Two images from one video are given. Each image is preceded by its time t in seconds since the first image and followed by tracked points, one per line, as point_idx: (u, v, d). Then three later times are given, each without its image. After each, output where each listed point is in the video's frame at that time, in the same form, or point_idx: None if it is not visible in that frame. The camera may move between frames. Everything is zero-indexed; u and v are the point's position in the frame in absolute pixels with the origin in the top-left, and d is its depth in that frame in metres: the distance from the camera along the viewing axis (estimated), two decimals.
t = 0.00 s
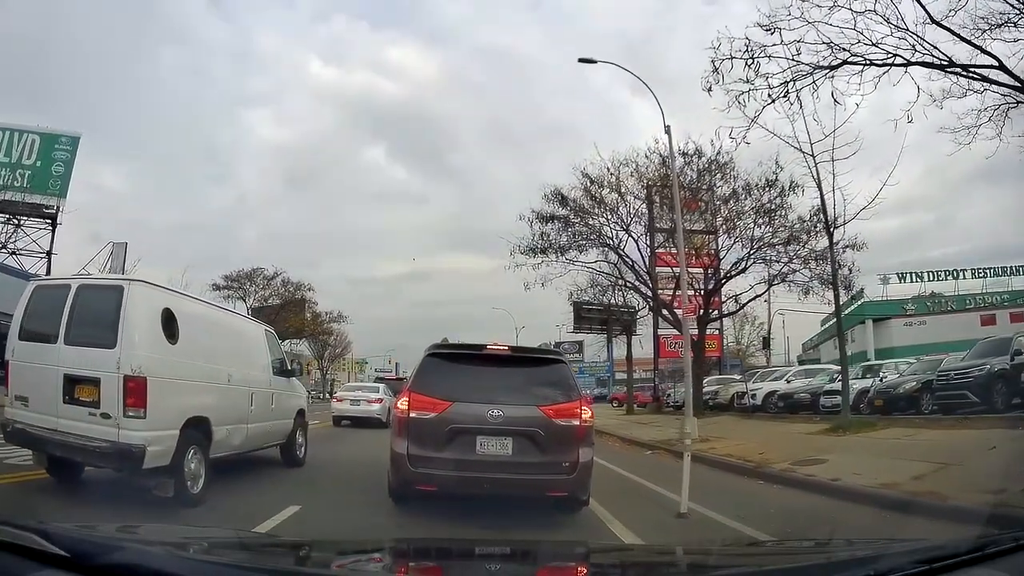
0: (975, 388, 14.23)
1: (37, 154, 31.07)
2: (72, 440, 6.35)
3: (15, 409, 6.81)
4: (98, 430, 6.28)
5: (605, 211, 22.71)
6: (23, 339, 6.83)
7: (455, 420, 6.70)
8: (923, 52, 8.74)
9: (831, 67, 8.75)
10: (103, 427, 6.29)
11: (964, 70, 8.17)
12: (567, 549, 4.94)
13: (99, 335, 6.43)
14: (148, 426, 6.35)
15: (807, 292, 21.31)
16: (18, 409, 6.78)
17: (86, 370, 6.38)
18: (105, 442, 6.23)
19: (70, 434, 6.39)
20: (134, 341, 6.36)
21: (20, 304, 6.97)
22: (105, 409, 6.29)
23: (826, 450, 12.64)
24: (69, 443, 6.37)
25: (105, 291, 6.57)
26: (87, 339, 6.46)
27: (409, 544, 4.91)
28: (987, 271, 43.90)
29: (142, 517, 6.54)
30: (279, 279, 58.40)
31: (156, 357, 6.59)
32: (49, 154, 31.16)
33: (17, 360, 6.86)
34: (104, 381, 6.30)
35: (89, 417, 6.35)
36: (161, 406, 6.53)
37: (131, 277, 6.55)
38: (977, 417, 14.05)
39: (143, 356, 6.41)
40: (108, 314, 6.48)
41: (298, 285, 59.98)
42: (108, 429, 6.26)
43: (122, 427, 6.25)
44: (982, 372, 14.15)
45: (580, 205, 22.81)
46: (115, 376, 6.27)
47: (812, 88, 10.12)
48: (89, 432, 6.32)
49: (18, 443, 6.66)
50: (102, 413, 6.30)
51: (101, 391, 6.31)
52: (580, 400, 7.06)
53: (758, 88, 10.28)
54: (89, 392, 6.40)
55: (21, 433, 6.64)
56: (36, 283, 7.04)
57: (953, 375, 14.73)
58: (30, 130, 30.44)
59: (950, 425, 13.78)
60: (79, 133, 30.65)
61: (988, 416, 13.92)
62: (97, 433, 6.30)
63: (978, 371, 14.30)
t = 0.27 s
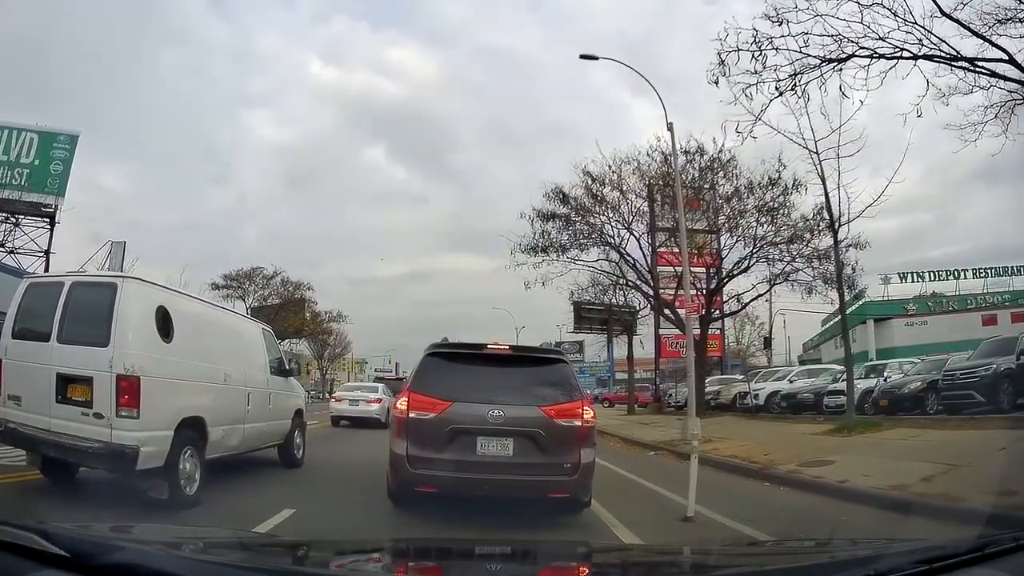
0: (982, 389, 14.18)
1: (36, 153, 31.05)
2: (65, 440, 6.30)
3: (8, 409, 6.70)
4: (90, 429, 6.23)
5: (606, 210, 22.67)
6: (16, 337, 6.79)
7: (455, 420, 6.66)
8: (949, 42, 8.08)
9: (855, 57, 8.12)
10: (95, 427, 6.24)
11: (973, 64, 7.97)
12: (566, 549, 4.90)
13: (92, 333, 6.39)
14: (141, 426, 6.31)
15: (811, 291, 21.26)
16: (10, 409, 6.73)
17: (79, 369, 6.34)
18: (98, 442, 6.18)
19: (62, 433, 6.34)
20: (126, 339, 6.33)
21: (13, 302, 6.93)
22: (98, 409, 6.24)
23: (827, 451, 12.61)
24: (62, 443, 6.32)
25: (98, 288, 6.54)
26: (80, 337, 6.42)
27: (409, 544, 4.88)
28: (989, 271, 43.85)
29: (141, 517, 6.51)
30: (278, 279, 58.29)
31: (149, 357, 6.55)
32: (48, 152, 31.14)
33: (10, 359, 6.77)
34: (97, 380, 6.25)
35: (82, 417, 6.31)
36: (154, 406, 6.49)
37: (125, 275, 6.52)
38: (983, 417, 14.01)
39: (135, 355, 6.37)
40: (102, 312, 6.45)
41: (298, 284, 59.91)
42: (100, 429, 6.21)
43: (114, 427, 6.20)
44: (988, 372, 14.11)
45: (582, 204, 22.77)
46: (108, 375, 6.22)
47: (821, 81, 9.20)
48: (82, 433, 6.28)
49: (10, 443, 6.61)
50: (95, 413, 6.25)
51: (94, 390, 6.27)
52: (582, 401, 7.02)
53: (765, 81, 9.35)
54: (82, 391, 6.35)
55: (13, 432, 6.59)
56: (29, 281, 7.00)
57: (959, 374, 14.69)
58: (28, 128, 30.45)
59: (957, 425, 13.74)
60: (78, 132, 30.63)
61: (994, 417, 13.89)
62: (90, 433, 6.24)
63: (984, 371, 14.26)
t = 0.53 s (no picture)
0: (987, 390, 14.14)
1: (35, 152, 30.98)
2: (61, 439, 6.28)
3: (4, 408, 6.67)
4: (86, 429, 6.21)
5: (608, 208, 22.63)
6: (12, 336, 6.77)
7: (455, 420, 6.64)
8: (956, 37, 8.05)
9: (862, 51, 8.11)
10: (91, 427, 6.22)
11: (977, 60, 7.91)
12: (565, 549, 4.87)
13: (88, 332, 6.36)
14: (137, 426, 6.29)
15: (813, 291, 21.22)
16: (6, 408, 6.69)
17: (74, 368, 6.31)
18: (94, 442, 6.16)
19: (58, 434, 6.31)
20: (123, 338, 6.30)
21: (11, 301, 6.92)
22: (93, 409, 6.22)
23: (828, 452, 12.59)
24: (57, 443, 6.30)
25: (95, 286, 6.52)
26: (77, 336, 6.40)
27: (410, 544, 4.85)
28: (990, 271, 43.80)
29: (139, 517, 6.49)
30: (278, 278, 58.23)
31: (145, 356, 6.52)
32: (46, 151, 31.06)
33: (5, 358, 6.73)
34: (93, 379, 6.23)
35: (78, 417, 6.28)
36: (150, 405, 6.46)
37: (121, 272, 6.48)
38: (989, 417, 13.98)
39: (131, 354, 6.34)
40: (99, 311, 6.42)
41: (297, 283, 59.83)
42: (96, 429, 6.19)
43: (110, 427, 6.18)
44: (994, 372, 14.08)
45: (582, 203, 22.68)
46: (104, 374, 6.20)
47: (828, 75, 9.32)
48: (78, 433, 6.25)
49: (5, 443, 6.58)
50: (90, 413, 6.22)
51: (89, 390, 6.24)
52: (584, 400, 7.01)
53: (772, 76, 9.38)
54: (78, 391, 6.33)
55: (7, 432, 6.55)
56: (26, 279, 6.97)
57: (965, 373, 14.67)
58: (27, 127, 30.42)
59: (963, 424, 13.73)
60: (77, 130, 30.57)
61: (999, 416, 13.85)
62: (86, 433, 6.22)
63: (990, 369, 14.23)
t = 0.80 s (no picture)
0: (990, 389, 14.13)
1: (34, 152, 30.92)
2: (59, 439, 6.26)
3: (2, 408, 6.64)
4: (85, 430, 6.19)
5: (609, 206, 22.61)
6: (11, 336, 6.75)
7: (455, 420, 6.62)
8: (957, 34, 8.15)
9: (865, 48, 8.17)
10: (89, 427, 6.20)
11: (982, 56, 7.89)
12: (566, 548, 4.85)
13: (87, 332, 6.35)
14: (136, 426, 6.27)
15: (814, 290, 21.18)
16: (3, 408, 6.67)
17: (73, 368, 6.29)
18: (93, 442, 6.14)
19: (57, 434, 6.29)
20: (122, 338, 6.29)
21: (9, 300, 6.90)
22: (92, 409, 6.20)
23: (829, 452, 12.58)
24: (55, 443, 6.28)
25: (94, 285, 6.50)
26: (75, 336, 6.38)
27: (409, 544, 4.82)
28: (991, 271, 43.77)
29: (138, 517, 6.47)
30: (278, 278, 58.18)
31: (144, 356, 6.50)
32: (45, 151, 31.00)
33: (4, 357, 6.71)
34: (92, 379, 6.21)
35: (76, 417, 6.26)
36: (149, 405, 6.45)
37: (120, 272, 6.47)
38: (993, 417, 13.96)
39: (130, 353, 6.33)
40: (97, 310, 6.41)
41: (297, 283, 59.75)
42: (95, 429, 6.17)
43: (109, 427, 6.17)
44: (998, 372, 14.06)
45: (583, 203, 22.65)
46: (103, 374, 6.18)
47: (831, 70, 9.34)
48: (76, 433, 6.23)
49: (3, 444, 6.55)
50: (89, 413, 6.21)
51: (88, 390, 6.22)
52: (584, 400, 6.99)
53: (776, 71, 9.38)
54: (76, 391, 6.31)
55: (5, 432, 6.53)
56: (24, 279, 6.95)
57: (968, 373, 14.64)
58: (25, 126, 30.37)
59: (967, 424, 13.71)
60: (75, 129, 30.51)
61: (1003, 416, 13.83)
62: (84, 433, 6.20)
63: (994, 369, 14.21)
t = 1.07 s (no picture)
0: (992, 389, 14.11)
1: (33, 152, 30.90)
2: (59, 439, 6.25)
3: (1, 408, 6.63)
4: (84, 430, 6.18)
5: (609, 206, 22.60)
6: (10, 336, 6.74)
7: (455, 420, 6.62)
8: (960, 29, 8.10)
9: (868, 44, 8.10)
10: (89, 427, 6.19)
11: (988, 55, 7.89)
12: (566, 548, 4.84)
13: (87, 331, 6.35)
14: (136, 426, 6.27)
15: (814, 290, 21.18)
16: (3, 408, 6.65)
17: (72, 368, 6.29)
18: (93, 443, 6.13)
19: (57, 435, 6.28)
20: (121, 337, 6.28)
21: (9, 300, 6.89)
22: (92, 409, 6.19)
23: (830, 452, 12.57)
24: (55, 443, 6.27)
25: (94, 285, 6.50)
26: (75, 336, 6.37)
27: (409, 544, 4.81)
28: (992, 271, 43.77)
29: (138, 517, 6.46)
30: (278, 278, 58.16)
31: (144, 356, 6.49)
32: (44, 151, 30.98)
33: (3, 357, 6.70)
34: (92, 379, 6.20)
35: (76, 417, 6.26)
36: (149, 405, 6.44)
37: (120, 272, 6.47)
38: (995, 417, 13.94)
39: (130, 353, 6.32)
40: (97, 310, 6.40)
41: (297, 283, 59.73)
42: (95, 429, 6.16)
43: (109, 427, 6.16)
44: (1000, 372, 14.05)
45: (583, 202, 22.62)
46: (102, 374, 6.17)
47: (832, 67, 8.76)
48: (76, 433, 6.22)
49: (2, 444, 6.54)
50: (89, 413, 6.20)
51: (88, 389, 6.21)
52: (584, 400, 6.98)
53: (778, 69, 8.72)
54: (76, 391, 6.30)
55: (4, 432, 6.52)
56: (24, 279, 6.94)
57: (970, 374, 14.63)
58: (25, 125, 30.25)
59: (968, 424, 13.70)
60: (75, 129, 30.50)
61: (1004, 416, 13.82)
62: (84, 434, 6.19)
63: (996, 369, 14.20)
